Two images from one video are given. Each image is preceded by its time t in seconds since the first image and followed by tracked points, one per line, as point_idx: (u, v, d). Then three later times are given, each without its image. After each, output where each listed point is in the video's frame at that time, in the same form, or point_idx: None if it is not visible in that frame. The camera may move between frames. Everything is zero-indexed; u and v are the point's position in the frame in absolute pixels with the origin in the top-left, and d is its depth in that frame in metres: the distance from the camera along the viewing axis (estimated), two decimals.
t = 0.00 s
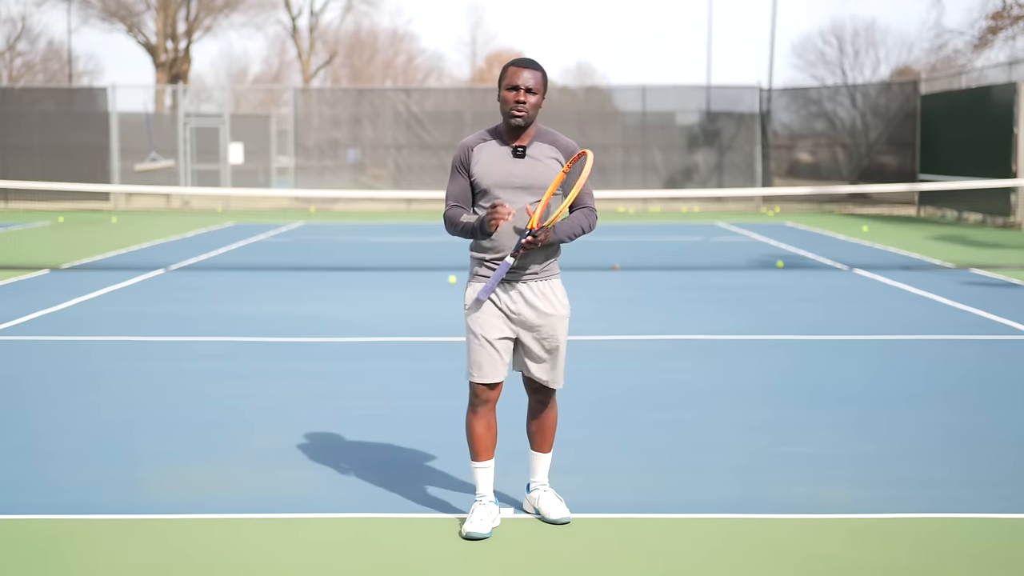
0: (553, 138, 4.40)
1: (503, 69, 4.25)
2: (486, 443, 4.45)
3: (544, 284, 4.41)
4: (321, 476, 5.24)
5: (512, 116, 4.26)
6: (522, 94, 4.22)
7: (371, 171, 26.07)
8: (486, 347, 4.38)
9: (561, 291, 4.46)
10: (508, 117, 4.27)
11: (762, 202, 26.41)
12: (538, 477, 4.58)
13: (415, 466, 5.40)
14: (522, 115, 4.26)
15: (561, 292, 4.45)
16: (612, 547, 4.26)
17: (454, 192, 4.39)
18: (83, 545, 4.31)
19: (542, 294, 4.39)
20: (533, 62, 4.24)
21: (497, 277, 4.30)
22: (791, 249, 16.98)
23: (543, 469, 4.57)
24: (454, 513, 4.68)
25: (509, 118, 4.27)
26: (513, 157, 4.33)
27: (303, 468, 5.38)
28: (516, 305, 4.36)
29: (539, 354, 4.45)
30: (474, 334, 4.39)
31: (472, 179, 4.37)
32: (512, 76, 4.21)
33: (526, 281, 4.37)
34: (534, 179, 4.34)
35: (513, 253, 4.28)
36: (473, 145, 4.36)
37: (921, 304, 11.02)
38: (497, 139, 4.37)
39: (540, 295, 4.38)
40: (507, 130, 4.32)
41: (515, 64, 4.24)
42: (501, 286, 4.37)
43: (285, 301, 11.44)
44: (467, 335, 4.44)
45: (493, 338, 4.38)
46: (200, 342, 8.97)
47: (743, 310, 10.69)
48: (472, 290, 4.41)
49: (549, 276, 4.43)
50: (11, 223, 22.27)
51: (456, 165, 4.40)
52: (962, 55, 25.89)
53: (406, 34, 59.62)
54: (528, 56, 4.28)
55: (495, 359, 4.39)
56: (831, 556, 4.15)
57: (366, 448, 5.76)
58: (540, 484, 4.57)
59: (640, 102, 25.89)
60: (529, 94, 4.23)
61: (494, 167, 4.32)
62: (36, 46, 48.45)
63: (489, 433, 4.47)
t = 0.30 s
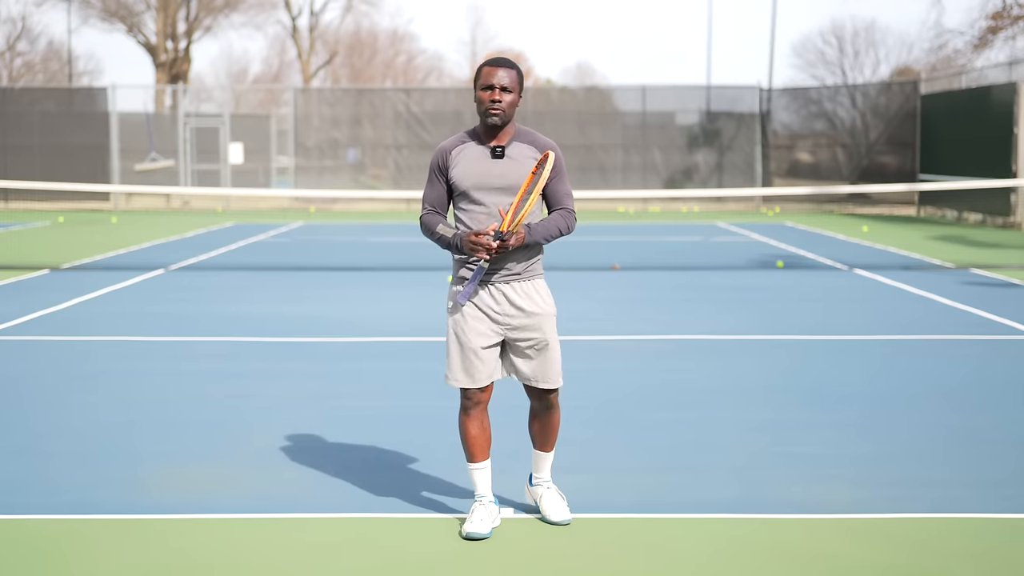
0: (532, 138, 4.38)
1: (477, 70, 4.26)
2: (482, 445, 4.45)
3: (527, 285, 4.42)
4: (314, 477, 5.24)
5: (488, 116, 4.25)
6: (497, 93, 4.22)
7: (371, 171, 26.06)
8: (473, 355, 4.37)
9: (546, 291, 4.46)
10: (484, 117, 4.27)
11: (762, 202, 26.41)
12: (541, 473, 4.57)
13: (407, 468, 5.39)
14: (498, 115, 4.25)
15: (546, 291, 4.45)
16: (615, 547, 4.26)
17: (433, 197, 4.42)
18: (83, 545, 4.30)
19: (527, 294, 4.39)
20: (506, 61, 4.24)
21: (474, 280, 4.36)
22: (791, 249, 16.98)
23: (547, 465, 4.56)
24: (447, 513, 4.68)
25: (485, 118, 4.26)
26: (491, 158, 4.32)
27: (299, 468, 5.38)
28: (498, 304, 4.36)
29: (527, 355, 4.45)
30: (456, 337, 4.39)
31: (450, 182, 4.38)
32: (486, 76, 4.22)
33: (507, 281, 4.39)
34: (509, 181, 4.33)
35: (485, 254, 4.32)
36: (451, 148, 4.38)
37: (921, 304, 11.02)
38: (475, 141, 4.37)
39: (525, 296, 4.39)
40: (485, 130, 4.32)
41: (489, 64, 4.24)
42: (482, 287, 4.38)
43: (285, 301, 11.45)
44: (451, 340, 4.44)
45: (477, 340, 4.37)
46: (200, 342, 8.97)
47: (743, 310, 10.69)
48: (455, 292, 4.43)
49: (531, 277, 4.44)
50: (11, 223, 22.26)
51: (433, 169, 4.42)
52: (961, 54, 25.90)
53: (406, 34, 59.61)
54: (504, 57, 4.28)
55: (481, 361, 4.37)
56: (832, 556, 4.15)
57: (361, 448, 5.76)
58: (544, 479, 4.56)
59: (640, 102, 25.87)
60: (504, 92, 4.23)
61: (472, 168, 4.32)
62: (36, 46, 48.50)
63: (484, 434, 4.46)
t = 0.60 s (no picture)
0: (524, 136, 4.38)
1: (466, 71, 4.27)
2: (480, 444, 4.45)
3: (522, 282, 4.41)
4: (313, 477, 5.24)
5: (479, 117, 4.25)
6: (485, 93, 4.22)
7: (371, 171, 26.06)
8: (469, 355, 4.38)
9: (542, 288, 4.47)
10: (474, 119, 4.27)
11: (762, 202, 26.42)
12: (548, 480, 4.48)
13: (405, 468, 5.39)
14: (488, 115, 4.25)
15: (541, 289, 4.45)
16: (614, 548, 4.25)
17: (427, 200, 4.43)
18: (83, 545, 4.30)
19: (523, 291, 4.39)
20: (493, 60, 4.24)
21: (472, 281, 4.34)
22: (791, 249, 16.97)
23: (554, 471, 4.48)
24: (447, 513, 4.69)
25: (476, 118, 4.27)
26: (484, 159, 4.33)
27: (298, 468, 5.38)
28: (496, 304, 4.35)
29: (524, 352, 4.45)
30: (454, 337, 4.40)
31: (444, 185, 4.39)
32: (474, 77, 4.22)
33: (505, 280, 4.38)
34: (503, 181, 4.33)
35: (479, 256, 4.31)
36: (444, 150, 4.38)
37: (921, 304, 11.02)
38: (467, 142, 4.37)
39: (521, 293, 4.38)
40: (476, 131, 4.32)
41: (477, 64, 4.24)
42: (480, 287, 4.37)
43: (285, 301, 11.45)
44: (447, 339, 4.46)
45: (474, 339, 4.37)
46: (200, 342, 8.97)
47: (743, 310, 10.69)
48: (452, 294, 4.43)
49: (527, 275, 4.43)
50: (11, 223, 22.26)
51: (427, 172, 4.42)
52: (961, 54, 25.90)
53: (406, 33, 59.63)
54: (493, 56, 4.29)
55: (479, 361, 4.38)
56: (831, 556, 4.15)
57: (359, 449, 5.77)
58: (551, 486, 4.47)
59: (640, 102, 25.87)
60: (493, 93, 4.23)
61: (466, 170, 4.32)
62: (35, 46, 48.55)
63: (483, 434, 4.46)
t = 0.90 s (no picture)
0: (535, 135, 4.37)
1: (472, 72, 4.28)
2: (483, 444, 4.45)
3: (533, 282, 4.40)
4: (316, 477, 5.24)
5: (483, 118, 4.25)
6: (488, 96, 4.22)
7: (371, 171, 26.07)
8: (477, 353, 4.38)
9: (553, 289, 4.46)
10: (479, 120, 4.28)
11: (762, 202, 26.42)
12: (548, 489, 4.45)
13: (413, 468, 5.40)
14: (491, 117, 4.25)
15: (550, 289, 4.44)
16: (613, 548, 4.25)
17: (441, 198, 4.44)
18: (82, 545, 4.30)
19: (533, 292, 4.39)
20: (498, 61, 4.23)
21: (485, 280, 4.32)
22: (791, 249, 16.97)
23: (554, 479, 4.45)
24: (449, 513, 4.69)
25: (480, 120, 4.27)
26: (494, 157, 4.33)
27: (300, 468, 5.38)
28: (505, 304, 4.35)
29: (530, 354, 4.44)
30: (460, 337, 4.39)
31: (454, 182, 4.40)
32: (479, 78, 4.22)
33: (514, 280, 4.37)
34: (515, 178, 4.31)
35: (496, 256, 4.28)
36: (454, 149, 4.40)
37: (922, 304, 11.01)
38: (476, 141, 4.38)
39: (531, 294, 4.38)
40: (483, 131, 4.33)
41: (483, 66, 4.24)
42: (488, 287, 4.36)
43: (285, 301, 11.45)
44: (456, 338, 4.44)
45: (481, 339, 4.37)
46: (200, 342, 8.97)
47: (743, 310, 10.69)
48: (464, 292, 4.41)
49: (537, 276, 4.42)
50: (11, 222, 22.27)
51: (439, 170, 4.45)
52: (961, 54, 25.90)
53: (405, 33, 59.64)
54: (498, 57, 4.28)
55: (483, 361, 4.37)
56: (831, 556, 4.15)
57: (362, 448, 5.77)
58: (551, 495, 4.43)
59: (640, 102, 25.87)
60: (496, 94, 4.22)
61: (475, 169, 4.33)
62: (35, 46, 48.60)
63: (486, 434, 4.47)
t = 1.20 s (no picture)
0: (544, 134, 4.38)
1: (477, 75, 4.29)
2: (487, 444, 4.45)
3: (544, 284, 4.40)
4: (319, 477, 5.24)
5: (490, 120, 4.25)
6: (493, 99, 4.23)
7: (371, 171, 26.07)
8: (487, 354, 4.38)
9: (562, 289, 4.45)
10: (486, 122, 4.28)
11: (762, 202, 26.42)
12: (549, 489, 4.44)
13: (423, 468, 5.40)
14: (497, 120, 4.26)
15: (561, 290, 4.44)
16: (613, 548, 4.24)
17: (451, 199, 4.44)
18: (83, 545, 4.30)
19: (544, 294, 4.38)
20: (502, 63, 4.23)
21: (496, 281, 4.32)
22: (791, 249, 16.97)
23: (555, 479, 4.45)
24: (451, 514, 4.69)
25: (487, 122, 4.28)
26: (504, 158, 4.33)
27: (302, 468, 5.39)
28: (515, 305, 4.35)
29: (538, 354, 4.45)
30: (469, 336, 4.41)
31: (466, 183, 4.40)
32: (485, 81, 4.22)
33: (524, 279, 4.37)
34: (528, 182, 4.33)
35: (510, 259, 4.27)
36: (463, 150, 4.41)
37: (922, 304, 11.01)
38: (486, 142, 4.39)
39: (542, 296, 4.37)
40: (492, 132, 4.34)
41: (488, 68, 4.24)
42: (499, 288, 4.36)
43: (285, 301, 11.45)
44: (466, 337, 4.46)
45: (491, 341, 4.37)
46: (200, 342, 8.97)
47: (743, 310, 10.69)
48: (475, 293, 4.40)
49: (549, 276, 4.42)
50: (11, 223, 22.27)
51: (449, 171, 4.45)
52: (962, 54, 25.90)
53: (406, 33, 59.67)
54: (503, 59, 4.28)
55: (489, 361, 4.38)
56: (831, 556, 4.15)
57: (364, 448, 5.78)
58: (552, 495, 4.43)
59: (640, 102, 25.87)
60: (502, 96, 4.23)
61: (485, 170, 4.34)
62: (35, 46, 48.61)
63: (491, 433, 4.47)
